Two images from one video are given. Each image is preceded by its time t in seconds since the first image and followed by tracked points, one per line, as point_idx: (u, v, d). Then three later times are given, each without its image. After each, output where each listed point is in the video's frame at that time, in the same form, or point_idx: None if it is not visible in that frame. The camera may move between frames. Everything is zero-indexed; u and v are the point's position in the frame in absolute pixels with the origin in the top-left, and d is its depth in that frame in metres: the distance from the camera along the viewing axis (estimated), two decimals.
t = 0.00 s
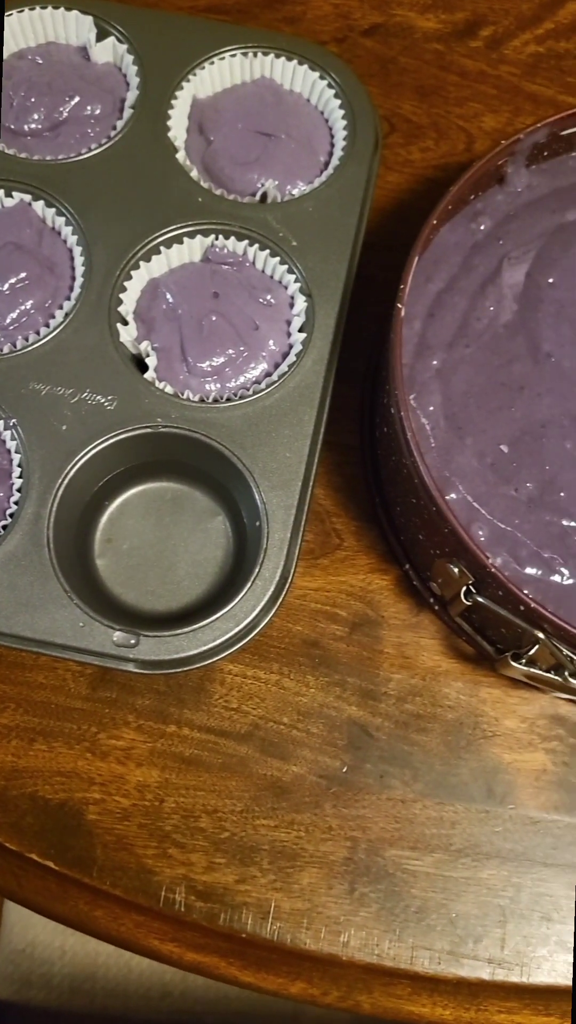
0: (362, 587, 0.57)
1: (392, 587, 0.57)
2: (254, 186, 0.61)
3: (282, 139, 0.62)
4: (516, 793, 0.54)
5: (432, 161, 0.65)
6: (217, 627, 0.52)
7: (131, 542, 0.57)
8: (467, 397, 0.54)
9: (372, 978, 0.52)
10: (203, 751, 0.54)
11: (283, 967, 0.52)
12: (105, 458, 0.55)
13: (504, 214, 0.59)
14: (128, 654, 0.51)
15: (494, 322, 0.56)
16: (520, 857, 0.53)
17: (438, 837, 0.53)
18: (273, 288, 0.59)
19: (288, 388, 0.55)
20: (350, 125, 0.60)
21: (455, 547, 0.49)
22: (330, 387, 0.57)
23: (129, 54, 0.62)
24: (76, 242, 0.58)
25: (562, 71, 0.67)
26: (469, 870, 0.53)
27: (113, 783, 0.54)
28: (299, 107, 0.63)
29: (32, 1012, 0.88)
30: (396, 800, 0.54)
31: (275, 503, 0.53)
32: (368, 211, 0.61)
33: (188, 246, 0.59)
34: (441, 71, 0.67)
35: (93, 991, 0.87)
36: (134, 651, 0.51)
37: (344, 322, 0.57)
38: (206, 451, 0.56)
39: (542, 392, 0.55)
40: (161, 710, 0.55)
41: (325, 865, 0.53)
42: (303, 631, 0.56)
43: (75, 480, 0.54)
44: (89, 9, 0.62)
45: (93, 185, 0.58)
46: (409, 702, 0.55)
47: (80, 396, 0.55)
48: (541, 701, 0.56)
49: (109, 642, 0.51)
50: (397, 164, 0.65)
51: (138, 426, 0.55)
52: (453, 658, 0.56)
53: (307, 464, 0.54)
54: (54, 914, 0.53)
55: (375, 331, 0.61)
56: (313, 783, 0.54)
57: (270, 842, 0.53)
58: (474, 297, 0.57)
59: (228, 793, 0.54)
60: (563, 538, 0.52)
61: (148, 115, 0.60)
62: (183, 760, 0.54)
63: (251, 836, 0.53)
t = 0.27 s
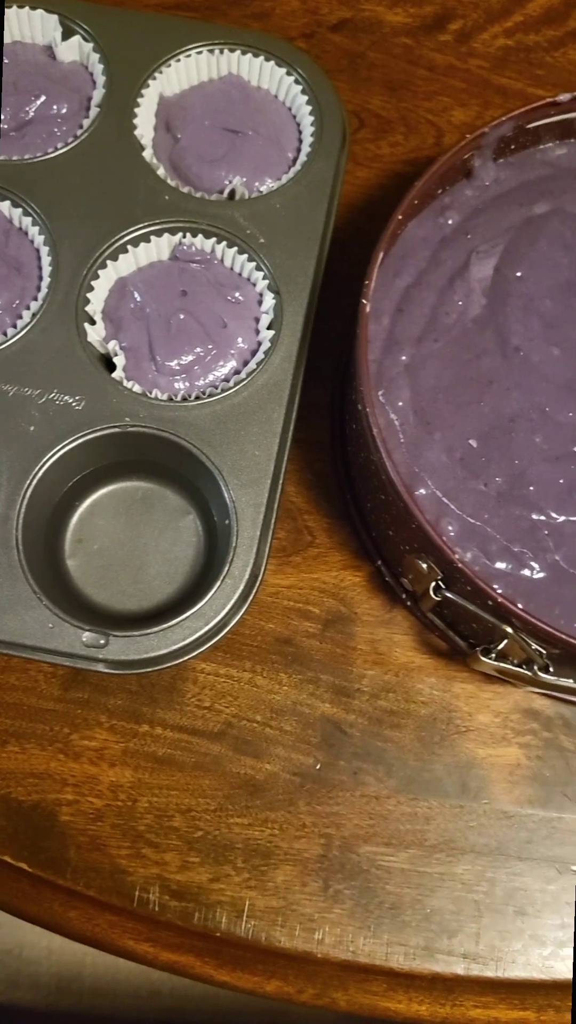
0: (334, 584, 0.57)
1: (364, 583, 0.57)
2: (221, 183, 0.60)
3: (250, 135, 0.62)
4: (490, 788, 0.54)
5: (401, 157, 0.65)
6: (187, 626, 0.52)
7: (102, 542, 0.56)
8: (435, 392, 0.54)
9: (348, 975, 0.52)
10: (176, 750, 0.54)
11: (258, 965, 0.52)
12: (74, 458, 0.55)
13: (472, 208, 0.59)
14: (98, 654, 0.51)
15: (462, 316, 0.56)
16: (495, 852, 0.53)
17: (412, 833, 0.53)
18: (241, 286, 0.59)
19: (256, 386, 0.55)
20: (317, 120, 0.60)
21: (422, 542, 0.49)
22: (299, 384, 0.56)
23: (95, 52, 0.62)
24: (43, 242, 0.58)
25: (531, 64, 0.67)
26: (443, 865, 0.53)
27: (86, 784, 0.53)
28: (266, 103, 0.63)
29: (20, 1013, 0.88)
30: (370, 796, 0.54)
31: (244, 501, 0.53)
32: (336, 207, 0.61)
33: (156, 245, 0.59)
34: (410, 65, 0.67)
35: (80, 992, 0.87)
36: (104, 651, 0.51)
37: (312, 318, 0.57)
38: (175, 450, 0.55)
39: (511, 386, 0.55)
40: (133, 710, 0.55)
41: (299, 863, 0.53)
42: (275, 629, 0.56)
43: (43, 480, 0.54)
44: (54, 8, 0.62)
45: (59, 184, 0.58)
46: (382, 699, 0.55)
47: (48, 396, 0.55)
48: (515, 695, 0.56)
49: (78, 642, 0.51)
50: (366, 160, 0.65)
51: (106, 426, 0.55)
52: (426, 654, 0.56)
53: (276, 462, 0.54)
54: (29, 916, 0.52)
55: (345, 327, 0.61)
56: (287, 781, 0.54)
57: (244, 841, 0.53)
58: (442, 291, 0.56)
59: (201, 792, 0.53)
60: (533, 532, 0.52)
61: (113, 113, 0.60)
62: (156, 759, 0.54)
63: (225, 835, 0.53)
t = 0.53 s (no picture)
0: (303, 579, 0.57)
1: (333, 577, 0.57)
2: (186, 179, 0.60)
3: (214, 130, 0.62)
4: (460, 779, 0.54)
5: (368, 150, 0.65)
6: (153, 622, 0.52)
7: (70, 539, 0.56)
8: (400, 384, 0.54)
9: (320, 968, 0.52)
10: (146, 746, 0.54)
11: (230, 959, 0.52)
12: (40, 456, 0.55)
13: (436, 201, 0.59)
14: (65, 651, 0.51)
15: (426, 308, 0.56)
16: (466, 843, 0.53)
17: (382, 825, 0.53)
18: (207, 281, 0.59)
19: (221, 381, 0.55)
20: (281, 114, 0.60)
21: (387, 535, 0.49)
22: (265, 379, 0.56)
23: (58, 49, 0.62)
24: (7, 240, 0.58)
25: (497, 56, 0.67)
26: (414, 857, 0.53)
27: (56, 781, 0.54)
28: (231, 98, 0.63)
29: (8, 1012, 0.88)
30: (340, 789, 0.54)
31: (210, 496, 0.53)
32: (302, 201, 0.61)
33: (121, 241, 0.59)
34: (376, 58, 0.67)
35: (66, 991, 0.87)
36: (70, 648, 0.51)
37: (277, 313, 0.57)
38: (141, 447, 0.55)
39: (476, 377, 0.55)
40: (103, 707, 0.55)
41: (270, 857, 0.53)
42: (245, 624, 0.56)
43: (9, 479, 0.54)
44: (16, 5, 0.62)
45: (23, 182, 0.58)
46: (352, 692, 0.55)
47: (13, 394, 0.55)
48: (485, 686, 0.56)
49: (45, 640, 0.51)
50: (333, 154, 0.65)
51: (71, 424, 0.55)
52: (396, 646, 0.56)
53: (241, 456, 0.54)
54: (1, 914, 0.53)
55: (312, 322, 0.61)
56: (257, 775, 0.54)
57: (215, 836, 0.53)
58: (406, 284, 0.56)
59: (171, 788, 0.53)
60: (499, 523, 0.52)
61: (77, 110, 0.60)
62: (127, 756, 0.54)
63: (195, 830, 0.53)
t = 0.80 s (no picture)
0: (270, 572, 0.57)
1: (300, 570, 0.57)
2: (150, 172, 0.60)
3: (179, 124, 0.61)
4: (427, 771, 0.54)
5: (335, 143, 0.65)
6: (117, 616, 0.52)
7: (36, 535, 0.56)
8: (364, 376, 0.54)
9: (287, 961, 0.51)
10: (113, 741, 0.54)
11: (197, 953, 0.52)
12: (4, 452, 0.55)
13: (401, 192, 0.59)
14: (28, 647, 0.51)
15: (391, 300, 0.56)
16: (433, 834, 0.53)
17: (349, 818, 0.53)
18: (172, 274, 0.59)
19: (185, 375, 0.55)
20: (246, 107, 0.60)
21: (349, 527, 0.49)
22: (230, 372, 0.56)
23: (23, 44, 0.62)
24: None
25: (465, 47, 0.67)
26: (381, 849, 0.53)
27: (23, 776, 0.53)
28: (196, 92, 0.63)
29: None
30: (307, 782, 0.54)
31: (174, 490, 0.53)
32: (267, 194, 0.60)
33: (85, 236, 0.59)
34: (344, 51, 0.67)
35: (48, 989, 0.87)
36: (34, 643, 0.51)
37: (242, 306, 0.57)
38: (105, 441, 0.55)
39: (440, 368, 0.55)
40: (70, 702, 0.55)
41: (237, 850, 0.52)
42: (212, 618, 0.56)
43: None
44: None
45: None
46: (319, 684, 0.55)
47: None
48: (452, 678, 0.56)
49: (8, 636, 0.51)
50: (300, 147, 0.65)
51: (35, 420, 0.55)
52: (363, 639, 0.56)
53: (205, 450, 0.54)
54: None
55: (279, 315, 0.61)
56: (224, 769, 0.54)
57: (181, 830, 0.53)
58: (371, 276, 0.56)
59: (138, 783, 0.53)
60: (463, 514, 0.52)
61: (40, 104, 0.59)
62: (93, 751, 0.54)
63: (162, 824, 0.53)
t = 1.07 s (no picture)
0: (243, 572, 0.57)
1: (273, 570, 0.57)
2: (122, 172, 0.60)
3: (151, 123, 0.61)
4: (399, 770, 0.54)
5: (309, 141, 0.64)
6: (87, 617, 0.52)
7: (7, 536, 0.56)
8: (335, 375, 0.54)
9: (259, 962, 0.51)
10: (85, 742, 0.54)
11: (169, 954, 0.51)
12: None
13: (372, 191, 0.59)
14: None
15: (362, 299, 0.56)
16: (405, 834, 0.53)
17: (322, 818, 0.53)
18: (143, 274, 0.58)
19: (156, 375, 0.55)
20: (217, 105, 0.60)
21: (317, 527, 0.49)
22: (201, 372, 0.56)
23: None
24: None
25: (440, 44, 0.67)
26: (353, 849, 0.53)
27: None
28: (169, 90, 0.63)
29: None
30: (279, 782, 0.54)
31: (144, 491, 0.53)
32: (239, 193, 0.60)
33: (56, 236, 0.59)
34: (318, 48, 0.66)
35: (33, 990, 0.87)
36: (3, 645, 0.51)
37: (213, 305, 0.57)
38: (76, 442, 0.55)
39: (410, 367, 0.54)
40: (42, 704, 0.55)
41: (208, 851, 0.52)
42: (184, 618, 0.56)
43: None
44: None
45: None
46: (291, 684, 0.55)
47: None
48: (424, 678, 0.56)
49: None
50: (274, 145, 0.64)
51: (5, 421, 0.55)
52: (336, 639, 0.56)
53: (175, 450, 0.54)
54: None
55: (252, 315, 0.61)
56: (195, 769, 0.54)
57: (153, 831, 0.52)
58: (342, 274, 0.56)
59: (110, 784, 0.53)
60: (432, 513, 0.51)
61: (10, 102, 0.59)
62: (65, 752, 0.54)
63: (134, 825, 0.53)
